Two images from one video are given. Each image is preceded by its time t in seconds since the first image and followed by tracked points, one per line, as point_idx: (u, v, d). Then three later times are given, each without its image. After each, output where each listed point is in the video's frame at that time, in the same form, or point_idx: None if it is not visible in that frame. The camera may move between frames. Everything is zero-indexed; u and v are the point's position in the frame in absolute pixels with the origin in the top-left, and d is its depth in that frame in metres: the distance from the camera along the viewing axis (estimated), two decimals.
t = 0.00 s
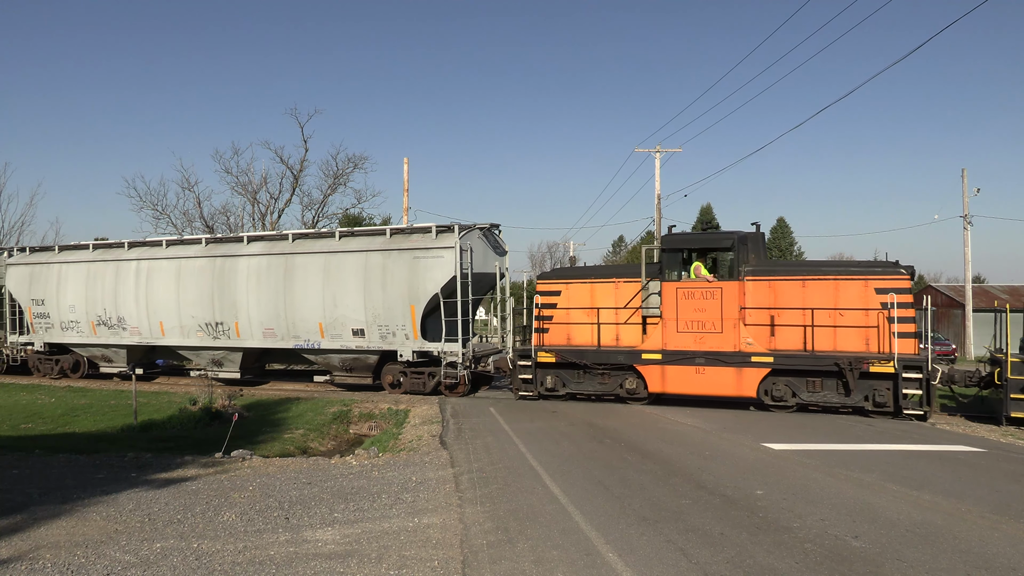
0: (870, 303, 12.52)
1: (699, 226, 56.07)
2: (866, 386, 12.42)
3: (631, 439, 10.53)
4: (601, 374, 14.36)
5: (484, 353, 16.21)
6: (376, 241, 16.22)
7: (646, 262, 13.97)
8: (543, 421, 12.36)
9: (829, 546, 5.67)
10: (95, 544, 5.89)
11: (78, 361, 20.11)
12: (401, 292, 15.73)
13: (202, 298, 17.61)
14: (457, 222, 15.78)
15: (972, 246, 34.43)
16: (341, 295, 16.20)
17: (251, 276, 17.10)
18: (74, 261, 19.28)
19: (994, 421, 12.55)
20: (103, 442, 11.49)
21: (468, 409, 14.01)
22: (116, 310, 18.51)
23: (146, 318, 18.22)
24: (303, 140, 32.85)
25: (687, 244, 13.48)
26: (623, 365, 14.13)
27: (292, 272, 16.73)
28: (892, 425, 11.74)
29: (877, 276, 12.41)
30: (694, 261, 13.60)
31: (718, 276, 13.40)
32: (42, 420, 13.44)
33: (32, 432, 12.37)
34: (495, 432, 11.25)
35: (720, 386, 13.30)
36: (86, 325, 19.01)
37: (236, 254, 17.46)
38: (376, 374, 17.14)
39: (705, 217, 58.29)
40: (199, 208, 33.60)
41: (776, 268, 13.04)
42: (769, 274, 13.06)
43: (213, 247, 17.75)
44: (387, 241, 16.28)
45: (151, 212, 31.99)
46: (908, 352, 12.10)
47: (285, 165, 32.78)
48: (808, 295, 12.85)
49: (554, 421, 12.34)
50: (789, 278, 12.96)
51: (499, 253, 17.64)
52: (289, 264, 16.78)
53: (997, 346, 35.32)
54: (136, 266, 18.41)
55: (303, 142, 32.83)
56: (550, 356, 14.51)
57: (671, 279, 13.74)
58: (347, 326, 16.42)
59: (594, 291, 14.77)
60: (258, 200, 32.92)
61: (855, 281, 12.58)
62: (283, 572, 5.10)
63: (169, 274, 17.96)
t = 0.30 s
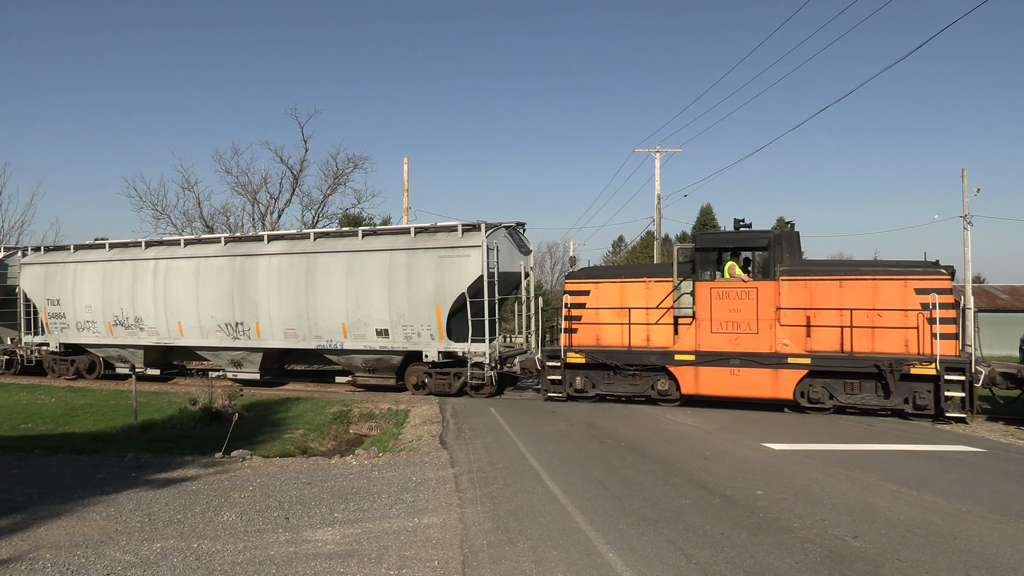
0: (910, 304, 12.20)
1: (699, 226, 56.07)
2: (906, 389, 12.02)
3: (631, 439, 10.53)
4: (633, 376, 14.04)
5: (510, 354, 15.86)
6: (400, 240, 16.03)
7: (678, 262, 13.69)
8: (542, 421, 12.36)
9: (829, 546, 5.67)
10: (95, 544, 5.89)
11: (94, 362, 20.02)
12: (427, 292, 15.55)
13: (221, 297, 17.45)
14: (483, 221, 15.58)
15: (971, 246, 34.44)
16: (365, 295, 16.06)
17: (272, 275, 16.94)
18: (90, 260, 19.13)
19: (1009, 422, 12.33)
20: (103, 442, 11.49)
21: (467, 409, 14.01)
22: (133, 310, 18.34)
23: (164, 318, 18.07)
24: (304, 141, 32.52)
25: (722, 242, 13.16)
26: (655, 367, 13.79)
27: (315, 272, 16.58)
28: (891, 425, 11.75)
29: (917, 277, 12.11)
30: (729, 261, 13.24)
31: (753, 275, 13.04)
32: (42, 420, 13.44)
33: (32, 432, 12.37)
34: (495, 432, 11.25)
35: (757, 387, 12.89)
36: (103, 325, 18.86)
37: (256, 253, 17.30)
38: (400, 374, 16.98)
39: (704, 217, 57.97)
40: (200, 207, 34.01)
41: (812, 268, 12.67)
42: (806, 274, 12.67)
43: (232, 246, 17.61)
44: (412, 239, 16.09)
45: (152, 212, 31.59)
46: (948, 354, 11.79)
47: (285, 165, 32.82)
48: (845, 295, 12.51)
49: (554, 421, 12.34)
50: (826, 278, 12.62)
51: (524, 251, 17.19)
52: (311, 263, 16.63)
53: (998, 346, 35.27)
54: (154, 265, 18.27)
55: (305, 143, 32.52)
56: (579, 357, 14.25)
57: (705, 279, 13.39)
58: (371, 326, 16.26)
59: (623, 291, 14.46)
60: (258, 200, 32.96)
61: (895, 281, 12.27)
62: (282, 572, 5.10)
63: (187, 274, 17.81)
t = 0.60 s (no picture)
0: (951, 304, 11.87)
1: (699, 226, 56.06)
2: (948, 391, 11.72)
3: (631, 439, 10.54)
4: (665, 377, 13.82)
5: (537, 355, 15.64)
6: (426, 239, 15.78)
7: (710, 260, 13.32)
8: (542, 421, 12.37)
9: (829, 546, 5.67)
10: (95, 544, 5.90)
11: (110, 363, 19.77)
12: (454, 291, 15.30)
13: (241, 297, 17.24)
14: (511, 219, 15.32)
15: (971, 246, 34.44)
16: (389, 295, 15.83)
17: (293, 274, 16.73)
18: (106, 260, 18.93)
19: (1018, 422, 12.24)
20: (103, 442, 11.49)
21: (467, 409, 14.03)
22: (150, 310, 18.14)
23: (183, 318, 17.88)
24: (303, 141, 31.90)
25: (756, 241, 12.85)
26: (688, 368, 13.54)
27: (338, 271, 16.36)
28: (890, 425, 11.77)
29: (958, 276, 11.78)
30: (763, 260, 12.92)
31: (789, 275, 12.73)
32: (42, 420, 13.45)
33: (32, 432, 12.37)
34: (495, 432, 11.25)
35: (793, 389, 12.62)
36: (120, 326, 18.66)
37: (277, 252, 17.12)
38: (424, 374, 16.71)
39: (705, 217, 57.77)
40: (200, 207, 33.49)
41: (849, 268, 12.36)
42: (842, 274, 12.38)
43: (252, 245, 17.44)
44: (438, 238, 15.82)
45: (152, 212, 31.46)
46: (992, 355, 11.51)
47: (285, 165, 32.82)
48: (884, 296, 12.22)
49: (554, 421, 12.35)
50: (864, 278, 12.32)
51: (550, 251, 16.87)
52: (334, 262, 16.42)
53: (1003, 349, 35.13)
54: (172, 264, 18.08)
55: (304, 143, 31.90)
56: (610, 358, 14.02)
57: (739, 278, 13.08)
58: (395, 326, 16.03)
59: (654, 291, 14.20)
60: (258, 200, 32.98)
61: (935, 281, 11.96)
62: (282, 572, 5.11)
63: (207, 273, 17.61)
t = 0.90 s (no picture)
0: (993, 305, 11.75)
1: (698, 226, 55.99)
2: (991, 394, 11.58)
3: (631, 439, 10.54)
4: (698, 378, 13.60)
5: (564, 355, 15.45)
6: (452, 238, 15.58)
7: (745, 260, 13.04)
8: (542, 421, 12.37)
9: (829, 546, 5.67)
10: (95, 544, 5.90)
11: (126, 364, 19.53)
12: (481, 290, 15.08)
13: (262, 297, 17.07)
14: (539, 217, 15.13)
15: (971, 246, 34.46)
16: (415, 294, 15.63)
17: (316, 273, 16.57)
18: (124, 259, 18.73)
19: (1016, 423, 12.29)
20: (103, 442, 11.50)
21: (467, 409, 14.03)
22: (168, 310, 17.96)
23: (202, 318, 17.71)
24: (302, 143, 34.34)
25: (794, 240, 12.59)
26: (722, 369, 13.32)
27: (361, 270, 16.18)
28: (890, 425, 11.77)
29: (1002, 277, 11.65)
30: (801, 259, 12.68)
31: (827, 275, 12.53)
32: (42, 420, 13.44)
33: (32, 432, 12.38)
34: (495, 432, 11.26)
35: (832, 391, 12.41)
36: (138, 326, 18.48)
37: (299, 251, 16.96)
38: (448, 375, 16.54)
39: (705, 216, 57.67)
40: (200, 208, 34.87)
41: (889, 267, 12.16)
42: (881, 274, 12.21)
43: (273, 243, 17.29)
44: (464, 237, 15.62)
45: (152, 212, 33.80)
46: None
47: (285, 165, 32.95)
48: (924, 296, 12.07)
49: (554, 421, 12.35)
50: (903, 277, 12.15)
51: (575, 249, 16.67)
52: (357, 261, 16.24)
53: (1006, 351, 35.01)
54: (192, 264, 17.92)
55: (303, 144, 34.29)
56: (642, 359, 13.80)
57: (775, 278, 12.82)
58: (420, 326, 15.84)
59: (686, 291, 14.01)
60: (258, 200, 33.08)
61: (977, 282, 11.81)
62: (282, 572, 5.10)
63: (227, 272, 17.45)
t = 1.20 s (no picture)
0: None
1: (698, 226, 55.76)
2: None
3: (631, 439, 10.54)
4: (732, 380, 13.36)
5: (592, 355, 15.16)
6: (479, 236, 15.37)
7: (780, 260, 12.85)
8: (542, 421, 12.38)
9: (829, 546, 5.67)
10: (95, 544, 5.90)
11: (144, 364, 19.35)
12: (509, 290, 14.85)
13: (284, 296, 16.89)
14: (568, 215, 14.89)
15: (971, 246, 34.40)
16: (441, 294, 15.42)
17: (340, 273, 16.40)
18: (142, 258, 18.59)
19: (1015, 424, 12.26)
20: (103, 442, 11.50)
21: (467, 409, 14.03)
22: (188, 309, 17.83)
23: (222, 318, 17.55)
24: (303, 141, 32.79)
25: (832, 239, 12.44)
26: (758, 370, 13.10)
27: (386, 269, 15.99)
28: (889, 425, 11.79)
29: None
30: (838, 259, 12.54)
31: (866, 275, 12.35)
32: (42, 420, 13.45)
33: (32, 432, 12.38)
34: (495, 432, 11.26)
35: (871, 393, 12.23)
36: (156, 325, 18.30)
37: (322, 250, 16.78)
38: (473, 375, 16.30)
39: (705, 216, 57.43)
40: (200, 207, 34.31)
41: (930, 266, 11.98)
42: (922, 274, 11.98)
43: (295, 242, 17.12)
44: (491, 236, 15.39)
45: (152, 212, 32.76)
46: None
47: (285, 165, 32.79)
48: (966, 297, 11.87)
49: (554, 421, 12.36)
50: (944, 277, 11.94)
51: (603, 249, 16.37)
52: (381, 260, 16.05)
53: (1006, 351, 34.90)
54: (212, 263, 17.77)
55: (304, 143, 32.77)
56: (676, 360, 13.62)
57: (813, 278, 12.67)
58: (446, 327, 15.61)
59: (720, 291, 13.80)
60: (257, 199, 33.10)
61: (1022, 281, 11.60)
62: (282, 572, 5.10)
63: (247, 271, 17.30)
